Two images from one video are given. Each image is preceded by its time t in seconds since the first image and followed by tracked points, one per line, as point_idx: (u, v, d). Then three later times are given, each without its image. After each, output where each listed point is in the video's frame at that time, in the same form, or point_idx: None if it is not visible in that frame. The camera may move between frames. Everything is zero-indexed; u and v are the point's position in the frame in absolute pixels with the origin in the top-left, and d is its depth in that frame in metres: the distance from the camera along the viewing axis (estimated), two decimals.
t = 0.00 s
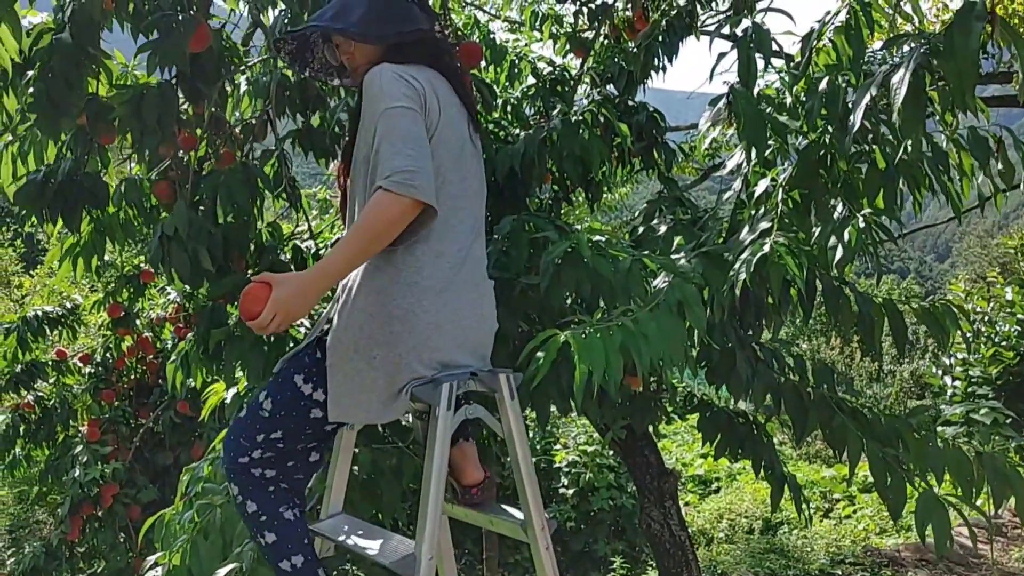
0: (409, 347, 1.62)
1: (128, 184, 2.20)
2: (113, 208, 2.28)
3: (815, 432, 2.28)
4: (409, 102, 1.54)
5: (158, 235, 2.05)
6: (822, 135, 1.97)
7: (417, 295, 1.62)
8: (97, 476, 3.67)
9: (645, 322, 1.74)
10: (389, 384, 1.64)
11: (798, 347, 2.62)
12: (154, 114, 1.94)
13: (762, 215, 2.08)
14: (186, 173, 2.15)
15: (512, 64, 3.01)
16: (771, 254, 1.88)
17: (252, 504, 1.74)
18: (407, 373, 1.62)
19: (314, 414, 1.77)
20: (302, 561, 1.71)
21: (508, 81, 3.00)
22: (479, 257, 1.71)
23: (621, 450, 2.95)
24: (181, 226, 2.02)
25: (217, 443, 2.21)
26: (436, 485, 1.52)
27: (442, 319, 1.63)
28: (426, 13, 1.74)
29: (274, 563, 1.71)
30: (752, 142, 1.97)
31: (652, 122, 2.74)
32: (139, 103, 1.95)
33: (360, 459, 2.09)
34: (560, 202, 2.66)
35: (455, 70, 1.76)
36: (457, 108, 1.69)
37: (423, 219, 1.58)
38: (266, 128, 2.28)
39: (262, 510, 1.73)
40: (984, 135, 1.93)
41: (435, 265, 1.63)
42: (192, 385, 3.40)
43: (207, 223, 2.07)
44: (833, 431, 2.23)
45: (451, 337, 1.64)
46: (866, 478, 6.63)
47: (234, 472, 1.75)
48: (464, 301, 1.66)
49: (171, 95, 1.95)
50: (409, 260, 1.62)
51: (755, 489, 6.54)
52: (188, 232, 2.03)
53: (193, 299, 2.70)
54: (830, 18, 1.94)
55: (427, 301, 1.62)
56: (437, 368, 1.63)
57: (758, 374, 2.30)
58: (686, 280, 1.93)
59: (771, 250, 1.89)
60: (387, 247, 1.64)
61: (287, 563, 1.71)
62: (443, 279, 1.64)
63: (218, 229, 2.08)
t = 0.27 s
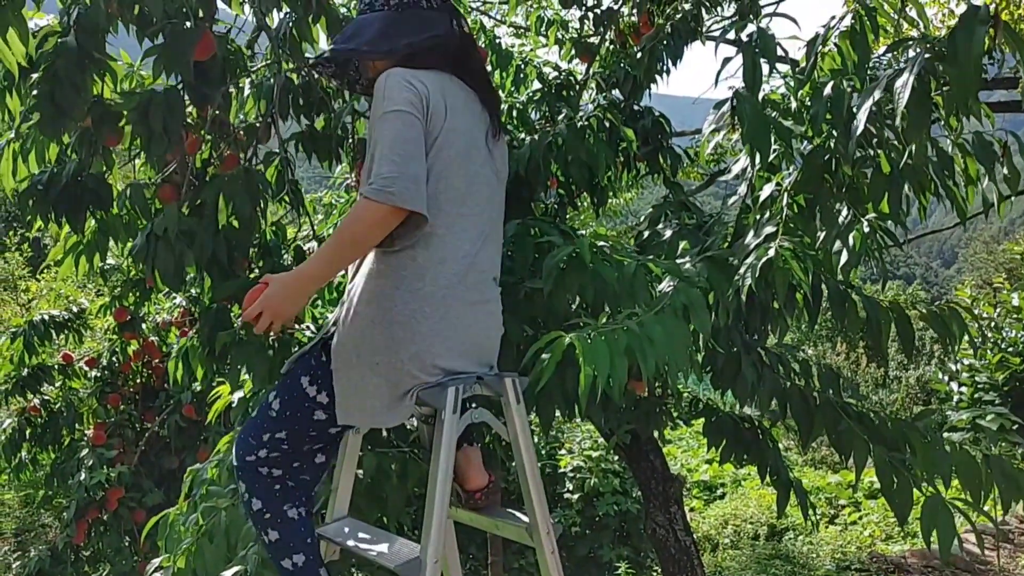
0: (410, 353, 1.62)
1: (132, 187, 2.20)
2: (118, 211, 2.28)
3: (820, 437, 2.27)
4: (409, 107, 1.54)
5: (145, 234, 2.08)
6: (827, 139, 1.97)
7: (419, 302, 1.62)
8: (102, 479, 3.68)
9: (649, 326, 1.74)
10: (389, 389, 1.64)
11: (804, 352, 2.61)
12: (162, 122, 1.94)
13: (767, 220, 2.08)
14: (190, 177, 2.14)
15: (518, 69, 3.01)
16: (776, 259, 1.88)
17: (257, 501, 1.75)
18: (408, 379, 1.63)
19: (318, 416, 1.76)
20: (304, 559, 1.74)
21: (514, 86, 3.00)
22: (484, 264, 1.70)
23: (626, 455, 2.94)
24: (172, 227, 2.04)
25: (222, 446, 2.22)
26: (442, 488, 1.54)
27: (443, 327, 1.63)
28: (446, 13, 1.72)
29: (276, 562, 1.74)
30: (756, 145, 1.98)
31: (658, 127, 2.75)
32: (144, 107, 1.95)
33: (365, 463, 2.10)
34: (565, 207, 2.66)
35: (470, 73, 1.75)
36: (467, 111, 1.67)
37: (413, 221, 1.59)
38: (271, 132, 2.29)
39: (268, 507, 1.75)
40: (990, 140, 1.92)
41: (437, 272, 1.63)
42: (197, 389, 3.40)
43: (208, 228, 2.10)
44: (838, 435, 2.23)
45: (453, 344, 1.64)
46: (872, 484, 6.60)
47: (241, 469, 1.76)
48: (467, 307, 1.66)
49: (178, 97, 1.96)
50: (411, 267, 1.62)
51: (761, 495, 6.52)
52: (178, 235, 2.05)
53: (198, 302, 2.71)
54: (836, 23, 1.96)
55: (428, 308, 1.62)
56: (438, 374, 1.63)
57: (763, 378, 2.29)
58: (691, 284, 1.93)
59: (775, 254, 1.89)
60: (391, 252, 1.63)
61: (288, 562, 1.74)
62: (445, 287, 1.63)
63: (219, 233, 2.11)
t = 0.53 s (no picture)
0: (416, 361, 1.62)
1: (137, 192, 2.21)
2: (122, 215, 2.27)
3: (825, 442, 2.27)
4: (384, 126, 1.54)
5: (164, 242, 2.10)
6: (831, 142, 1.96)
7: (425, 310, 1.62)
8: (106, 482, 3.69)
9: (653, 331, 1.74)
10: (397, 397, 1.64)
11: (809, 357, 2.61)
12: (171, 125, 1.95)
13: (771, 224, 2.07)
14: (196, 180, 2.18)
15: (522, 73, 3.01)
16: (781, 263, 1.88)
17: (269, 506, 1.74)
18: (415, 387, 1.63)
19: (326, 424, 1.76)
20: (321, 559, 1.71)
21: (518, 90, 3.01)
22: (491, 269, 1.70)
23: (630, 459, 2.94)
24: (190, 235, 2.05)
25: (226, 449, 2.22)
26: (445, 492, 1.53)
27: (449, 335, 1.63)
28: (438, 13, 1.71)
29: (294, 564, 1.72)
30: (762, 150, 1.96)
31: (662, 130, 2.75)
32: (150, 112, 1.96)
33: (369, 466, 2.10)
34: (570, 211, 2.66)
35: (472, 74, 1.74)
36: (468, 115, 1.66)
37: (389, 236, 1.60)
38: (276, 136, 2.29)
39: (281, 511, 1.74)
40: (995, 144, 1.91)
41: (443, 279, 1.63)
42: (201, 391, 3.41)
43: (215, 229, 2.09)
44: (843, 440, 2.22)
45: (458, 351, 1.64)
46: (877, 488, 6.57)
47: (249, 475, 1.75)
48: (471, 313, 1.65)
49: (188, 101, 1.98)
50: (417, 274, 1.62)
51: (765, 500, 6.50)
52: (193, 239, 2.05)
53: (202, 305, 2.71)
54: (840, 25, 1.92)
55: (434, 315, 1.62)
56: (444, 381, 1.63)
57: (767, 382, 2.28)
58: (696, 288, 1.92)
59: (780, 259, 1.89)
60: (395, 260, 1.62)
61: (306, 562, 1.71)
62: (451, 294, 1.63)
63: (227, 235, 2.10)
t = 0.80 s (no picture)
0: (421, 368, 1.62)
1: (142, 198, 2.23)
2: (127, 221, 2.28)
3: (828, 447, 2.27)
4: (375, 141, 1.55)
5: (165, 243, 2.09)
6: (834, 147, 1.96)
7: (428, 316, 1.62)
8: (110, 486, 3.69)
9: (655, 338, 1.74)
10: (402, 404, 1.65)
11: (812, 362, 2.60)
12: (175, 128, 1.96)
13: (774, 228, 2.07)
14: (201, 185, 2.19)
15: (525, 78, 3.02)
16: (784, 269, 1.88)
17: (270, 511, 1.77)
18: (419, 394, 1.64)
19: (328, 426, 1.78)
20: (325, 562, 1.75)
21: (521, 95, 3.01)
22: (494, 272, 1.70)
23: (633, 464, 2.93)
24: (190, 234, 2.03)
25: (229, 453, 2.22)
26: (448, 497, 1.53)
27: (453, 341, 1.64)
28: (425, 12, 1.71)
29: (298, 568, 1.75)
30: (764, 155, 1.96)
31: (665, 135, 2.75)
32: (155, 116, 1.97)
33: (371, 471, 2.10)
34: (572, 215, 2.66)
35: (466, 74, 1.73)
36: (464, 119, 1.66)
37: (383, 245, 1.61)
38: (280, 141, 2.30)
39: (282, 515, 1.77)
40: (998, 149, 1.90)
41: (446, 285, 1.63)
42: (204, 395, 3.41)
43: (218, 234, 2.09)
44: (846, 445, 2.22)
45: (462, 355, 1.64)
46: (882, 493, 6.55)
47: (248, 482, 1.77)
48: (474, 317, 1.66)
49: (191, 105, 1.99)
50: (419, 281, 1.62)
51: (769, 505, 6.49)
52: (195, 240, 2.04)
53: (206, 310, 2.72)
54: (844, 31, 1.94)
55: (438, 322, 1.63)
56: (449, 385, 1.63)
57: (770, 387, 2.28)
58: (698, 294, 1.92)
59: (783, 264, 1.89)
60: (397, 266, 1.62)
61: (309, 566, 1.75)
62: (454, 300, 1.64)
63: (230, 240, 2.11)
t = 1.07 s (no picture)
0: (422, 372, 1.62)
1: (148, 203, 2.23)
2: (132, 227, 2.30)
3: (831, 452, 2.26)
4: (364, 151, 1.57)
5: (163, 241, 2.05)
6: (839, 152, 1.96)
7: (428, 320, 1.62)
8: (114, 489, 3.70)
9: (658, 344, 1.74)
10: (405, 409, 1.64)
11: (816, 366, 2.60)
12: (177, 132, 1.96)
13: (778, 233, 2.07)
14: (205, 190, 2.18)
15: (529, 82, 3.01)
16: (789, 275, 1.87)
17: (270, 514, 1.78)
18: (422, 399, 1.63)
19: (330, 429, 1.79)
20: (326, 565, 1.76)
21: (525, 99, 3.01)
22: (495, 274, 1.69)
23: (637, 468, 2.93)
24: (191, 234, 2.03)
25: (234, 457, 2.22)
26: (450, 502, 1.53)
27: (453, 345, 1.63)
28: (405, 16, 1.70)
29: (298, 571, 1.77)
30: (768, 161, 1.97)
31: (669, 139, 2.73)
32: (161, 122, 1.97)
33: (374, 475, 2.11)
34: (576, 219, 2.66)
35: (460, 76, 1.73)
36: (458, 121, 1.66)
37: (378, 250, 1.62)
38: (285, 145, 2.30)
39: (283, 519, 1.78)
40: (1003, 154, 1.89)
41: (446, 289, 1.63)
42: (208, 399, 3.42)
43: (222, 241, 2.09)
44: (850, 451, 2.21)
45: (462, 358, 1.64)
46: (886, 499, 6.53)
47: (249, 485, 1.79)
48: (474, 319, 1.65)
49: (195, 109, 1.99)
50: (418, 286, 1.62)
51: (773, 509, 6.48)
52: (195, 240, 2.04)
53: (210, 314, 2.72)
54: (848, 37, 1.96)
55: (438, 326, 1.62)
56: (448, 388, 1.63)
57: (774, 393, 2.28)
58: (702, 299, 1.92)
59: (787, 269, 1.89)
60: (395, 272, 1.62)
61: (310, 570, 1.76)
62: (454, 303, 1.63)
63: (235, 245, 2.13)
